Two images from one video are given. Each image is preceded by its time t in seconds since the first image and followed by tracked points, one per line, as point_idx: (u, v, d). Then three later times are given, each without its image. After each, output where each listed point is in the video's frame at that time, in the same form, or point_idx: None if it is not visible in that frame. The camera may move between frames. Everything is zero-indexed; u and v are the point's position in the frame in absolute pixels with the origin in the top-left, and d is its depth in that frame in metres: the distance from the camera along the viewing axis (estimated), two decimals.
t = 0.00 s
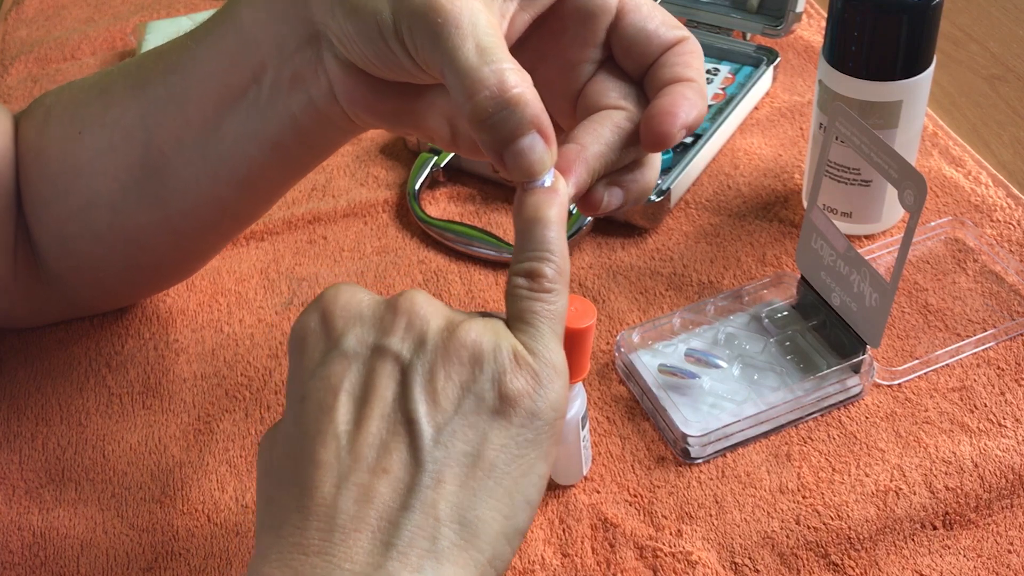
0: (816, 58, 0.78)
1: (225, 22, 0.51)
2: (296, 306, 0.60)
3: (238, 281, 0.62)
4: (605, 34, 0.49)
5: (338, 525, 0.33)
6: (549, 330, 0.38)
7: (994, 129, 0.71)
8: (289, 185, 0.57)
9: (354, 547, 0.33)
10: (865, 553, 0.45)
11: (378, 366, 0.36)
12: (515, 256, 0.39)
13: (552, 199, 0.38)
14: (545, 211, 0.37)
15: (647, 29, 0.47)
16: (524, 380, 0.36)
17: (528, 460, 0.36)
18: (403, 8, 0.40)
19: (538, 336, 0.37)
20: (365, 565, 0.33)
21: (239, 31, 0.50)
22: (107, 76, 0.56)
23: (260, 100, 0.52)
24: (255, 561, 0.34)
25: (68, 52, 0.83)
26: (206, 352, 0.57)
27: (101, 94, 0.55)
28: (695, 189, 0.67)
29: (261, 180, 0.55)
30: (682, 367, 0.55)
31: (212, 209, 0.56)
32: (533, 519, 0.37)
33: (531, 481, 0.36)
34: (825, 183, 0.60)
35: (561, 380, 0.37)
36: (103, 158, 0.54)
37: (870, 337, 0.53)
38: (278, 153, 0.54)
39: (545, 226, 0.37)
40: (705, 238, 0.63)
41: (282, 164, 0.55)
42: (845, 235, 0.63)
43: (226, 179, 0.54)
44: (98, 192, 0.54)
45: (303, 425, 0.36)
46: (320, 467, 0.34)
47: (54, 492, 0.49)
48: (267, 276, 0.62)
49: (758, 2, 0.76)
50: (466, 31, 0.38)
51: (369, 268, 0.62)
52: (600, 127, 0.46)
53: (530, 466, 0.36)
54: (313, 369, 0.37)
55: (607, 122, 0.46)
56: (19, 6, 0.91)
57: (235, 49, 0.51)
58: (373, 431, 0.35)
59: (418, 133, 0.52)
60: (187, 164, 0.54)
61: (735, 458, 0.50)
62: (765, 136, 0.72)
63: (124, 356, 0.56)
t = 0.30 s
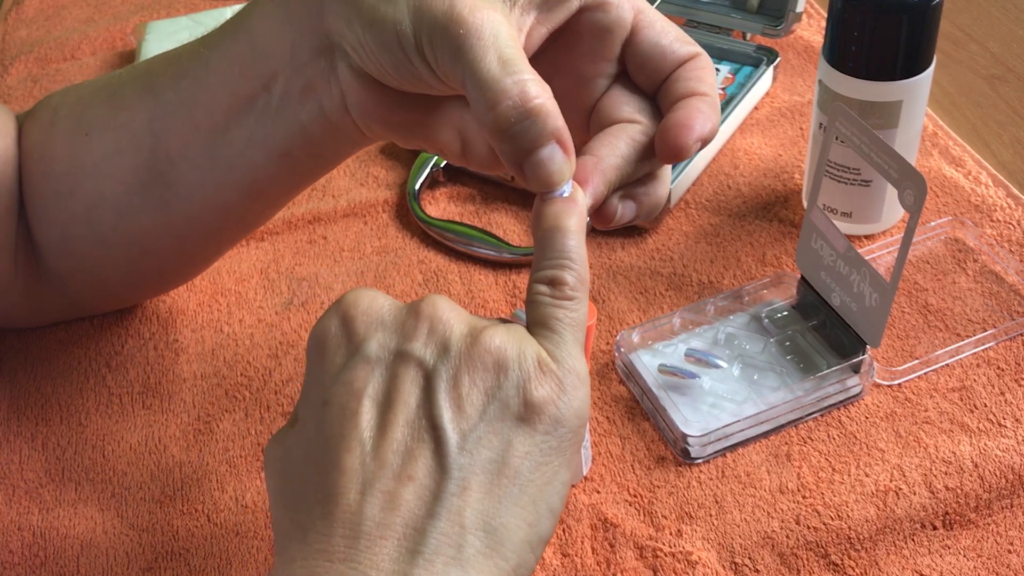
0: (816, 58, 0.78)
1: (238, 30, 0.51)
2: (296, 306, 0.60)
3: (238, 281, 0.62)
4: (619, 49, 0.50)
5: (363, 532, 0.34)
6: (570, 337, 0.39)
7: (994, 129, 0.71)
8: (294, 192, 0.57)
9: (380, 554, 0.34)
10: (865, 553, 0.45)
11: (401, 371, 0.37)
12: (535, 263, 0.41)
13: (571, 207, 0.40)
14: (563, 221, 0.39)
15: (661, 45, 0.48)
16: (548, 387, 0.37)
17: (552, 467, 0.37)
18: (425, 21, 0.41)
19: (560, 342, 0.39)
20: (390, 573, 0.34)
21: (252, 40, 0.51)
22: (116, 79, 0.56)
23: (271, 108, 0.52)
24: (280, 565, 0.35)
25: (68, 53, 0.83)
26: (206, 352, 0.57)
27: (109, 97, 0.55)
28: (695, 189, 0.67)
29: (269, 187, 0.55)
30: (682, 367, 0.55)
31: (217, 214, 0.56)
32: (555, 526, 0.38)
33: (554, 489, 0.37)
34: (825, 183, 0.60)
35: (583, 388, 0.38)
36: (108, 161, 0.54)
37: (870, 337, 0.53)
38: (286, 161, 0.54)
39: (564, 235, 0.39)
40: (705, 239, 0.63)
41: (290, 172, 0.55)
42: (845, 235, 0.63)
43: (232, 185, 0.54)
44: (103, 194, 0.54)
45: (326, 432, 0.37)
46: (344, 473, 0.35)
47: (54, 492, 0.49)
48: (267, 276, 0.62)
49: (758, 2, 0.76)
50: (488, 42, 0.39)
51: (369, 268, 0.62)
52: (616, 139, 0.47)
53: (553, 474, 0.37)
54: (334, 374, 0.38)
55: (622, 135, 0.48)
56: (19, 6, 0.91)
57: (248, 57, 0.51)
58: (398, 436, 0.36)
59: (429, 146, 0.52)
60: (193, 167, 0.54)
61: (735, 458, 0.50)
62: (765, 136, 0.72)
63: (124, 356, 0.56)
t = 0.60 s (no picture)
0: (816, 58, 0.78)
1: (244, 33, 0.51)
2: (296, 307, 0.60)
3: (238, 281, 0.62)
4: (624, 55, 0.50)
5: (370, 535, 0.34)
6: (577, 341, 0.39)
7: (994, 129, 0.71)
8: (296, 194, 0.57)
9: (387, 557, 0.34)
10: (865, 553, 0.45)
11: (408, 374, 0.37)
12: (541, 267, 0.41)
13: (577, 212, 0.40)
14: (569, 225, 0.39)
15: (665, 51, 0.48)
16: (554, 391, 0.37)
17: (559, 471, 0.37)
18: (432, 25, 0.41)
19: (566, 346, 0.39)
20: None
21: (258, 42, 0.51)
22: (119, 80, 0.56)
23: (274, 110, 0.52)
24: (286, 567, 0.35)
25: (68, 53, 0.83)
26: (206, 352, 0.57)
27: (112, 98, 0.55)
28: (695, 189, 0.67)
29: (272, 190, 0.55)
30: (682, 367, 0.55)
31: (219, 215, 0.56)
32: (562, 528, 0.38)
33: (561, 492, 0.37)
34: (825, 183, 0.60)
35: (590, 392, 0.38)
36: (110, 161, 0.54)
37: (870, 337, 0.53)
38: (289, 163, 0.54)
39: (570, 239, 0.39)
40: (705, 239, 0.63)
41: (292, 174, 0.55)
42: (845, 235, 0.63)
43: (234, 186, 0.54)
44: (104, 194, 0.54)
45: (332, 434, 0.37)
46: (351, 476, 0.35)
47: (54, 491, 0.49)
48: (267, 276, 0.62)
49: (758, 2, 0.76)
50: (494, 46, 0.39)
51: (369, 268, 0.62)
52: (620, 144, 0.47)
53: (560, 477, 0.37)
54: (341, 377, 0.38)
55: (627, 140, 0.48)
56: (19, 6, 0.91)
57: (253, 59, 0.51)
58: (405, 440, 0.36)
59: (432, 150, 0.53)
60: (194, 168, 0.54)
61: (735, 458, 0.50)
62: (765, 136, 0.72)
63: (124, 356, 0.56)
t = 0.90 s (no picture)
0: (816, 58, 0.78)
1: (243, 32, 0.51)
2: (296, 307, 0.60)
3: (238, 281, 0.62)
4: (623, 54, 0.50)
5: (367, 534, 0.34)
6: (575, 340, 0.39)
7: (994, 129, 0.71)
8: (295, 194, 0.57)
9: (384, 556, 0.34)
10: (865, 553, 0.45)
11: (406, 372, 0.37)
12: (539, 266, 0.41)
13: (575, 211, 0.40)
14: (567, 224, 0.39)
15: (664, 50, 0.48)
16: (552, 390, 0.37)
17: (557, 470, 0.37)
18: (431, 23, 0.41)
19: (565, 345, 0.39)
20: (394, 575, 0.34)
21: (257, 41, 0.51)
22: (119, 79, 0.56)
23: (273, 109, 0.52)
24: (283, 566, 0.35)
25: (68, 53, 0.83)
26: (206, 352, 0.57)
27: (112, 98, 0.55)
28: (695, 189, 0.67)
29: (270, 189, 0.55)
30: (682, 367, 0.55)
31: (219, 215, 0.56)
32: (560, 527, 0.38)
33: (559, 491, 0.37)
34: (825, 183, 0.60)
35: (588, 391, 0.38)
36: (110, 161, 0.54)
37: (870, 337, 0.53)
38: (288, 162, 0.54)
39: (568, 239, 0.39)
40: (705, 239, 0.63)
41: (291, 173, 0.55)
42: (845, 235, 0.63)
43: (233, 186, 0.54)
44: (104, 194, 0.54)
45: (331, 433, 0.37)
46: (349, 475, 0.35)
47: (54, 492, 0.49)
48: (267, 276, 0.62)
49: (758, 2, 0.76)
50: (493, 45, 0.39)
51: (369, 268, 0.62)
52: (619, 143, 0.47)
53: (558, 476, 0.37)
54: (339, 375, 0.38)
55: (625, 139, 0.48)
56: (19, 6, 0.91)
57: (252, 59, 0.51)
58: (403, 438, 0.36)
59: (432, 149, 0.53)
60: (194, 168, 0.54)
61: (735, 458, 0.50)
62: (765, 136, 0.72)
63: (124, 356, 0.56)
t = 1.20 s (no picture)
0: (816, 58, 0.78)
1: (243, 32, 0.51)
2: (296, 307, 0.60)
3: (238, 281, 0.62)
4: (623, 55, 0.50)
5: (368, 535, 0.34)
6: (575, 341, 0.39)
7: (994, 129, 0.71)
8: (295, 195, 0.57)
9: (384, 557, 0.34)
10: (865, 553, 0.45)
11: (406, 373, 0.37)
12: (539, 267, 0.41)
13: (575, 212, 0.40)
14: (568, 226, 0.39)
15: (665, 52, 0.48)
16: (553, 391, 0.37)
17: (557, 470, 0.37)
18: (431, 24, 0.41)
19: (565, 346, 0.39)
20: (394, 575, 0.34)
21: (258, 42, 0.51)
22: (119, 80, 0.56)
23: (274, 110, 0.52)
24: (283, 567, 0.35)
25: (68, 53, 0.83)
26: (206, 352, 0.57)
27: (112, 98, 0.55)
28: (695, 189, 0.67)
29: (270, 189, 0.55)
30: (682, 367, 0.55)
31: (219, 216, 0.56)
32: (559, 528, 0.38)
33: (559, 492, 0.37)
34: (825, 183, 0.60)
35: (588, 392, 0.38)
36: (110, 161, 0.54)
37: (870, 337, 0.53)
38: (288, 162, 0.54)
39: (569, 240, 0.39)
40: (705, 239, 0.63)
41: (291, 173, 0.55)
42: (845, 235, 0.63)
43: (233, 186, 0.54)
44: (104, 194, 0.54)
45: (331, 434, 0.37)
46: (348, 475, 0.35)
47: (54, 492, 0.49)
48: (267, 276, 0.62)
49: (758, 2, 0.76)
50: (494, 46, 0.39)
51: (369, 268, 0.62)
52: (619, 144, 0.47)
53: (558, 477, 0.37)
54: (339, 376, 0.38)
55: (626, 140, 0.48)
56: (19, 6, 0.91)
57: (253, 59, 0.51)
58: (403, 439, 0.36)
59: (432, 150, 0.53)
60: (194, 168, 0.54)
61: (735, 458, 0.50)
62: (765, 136, 0.72)
63: (124, 356, 0.56)
